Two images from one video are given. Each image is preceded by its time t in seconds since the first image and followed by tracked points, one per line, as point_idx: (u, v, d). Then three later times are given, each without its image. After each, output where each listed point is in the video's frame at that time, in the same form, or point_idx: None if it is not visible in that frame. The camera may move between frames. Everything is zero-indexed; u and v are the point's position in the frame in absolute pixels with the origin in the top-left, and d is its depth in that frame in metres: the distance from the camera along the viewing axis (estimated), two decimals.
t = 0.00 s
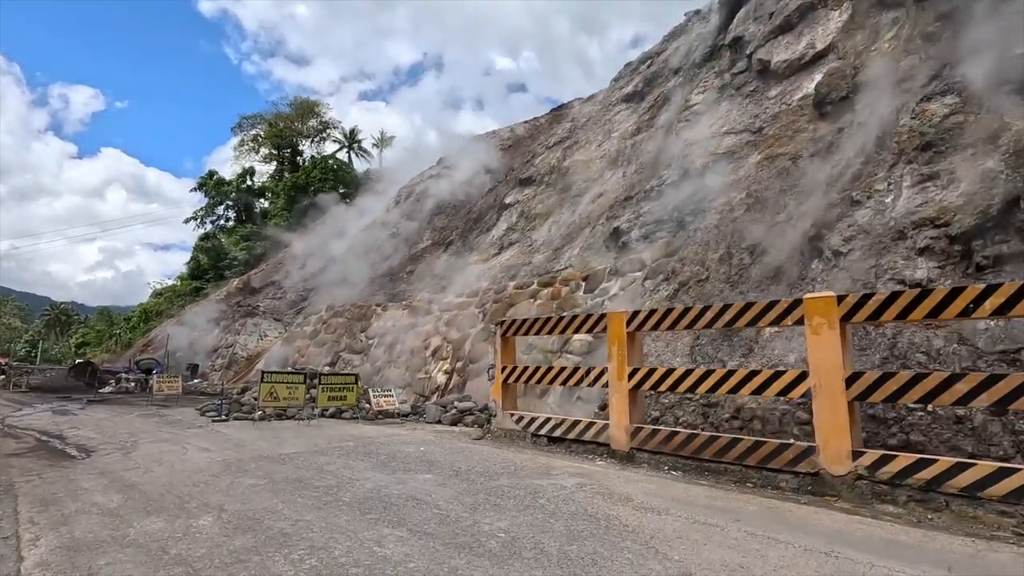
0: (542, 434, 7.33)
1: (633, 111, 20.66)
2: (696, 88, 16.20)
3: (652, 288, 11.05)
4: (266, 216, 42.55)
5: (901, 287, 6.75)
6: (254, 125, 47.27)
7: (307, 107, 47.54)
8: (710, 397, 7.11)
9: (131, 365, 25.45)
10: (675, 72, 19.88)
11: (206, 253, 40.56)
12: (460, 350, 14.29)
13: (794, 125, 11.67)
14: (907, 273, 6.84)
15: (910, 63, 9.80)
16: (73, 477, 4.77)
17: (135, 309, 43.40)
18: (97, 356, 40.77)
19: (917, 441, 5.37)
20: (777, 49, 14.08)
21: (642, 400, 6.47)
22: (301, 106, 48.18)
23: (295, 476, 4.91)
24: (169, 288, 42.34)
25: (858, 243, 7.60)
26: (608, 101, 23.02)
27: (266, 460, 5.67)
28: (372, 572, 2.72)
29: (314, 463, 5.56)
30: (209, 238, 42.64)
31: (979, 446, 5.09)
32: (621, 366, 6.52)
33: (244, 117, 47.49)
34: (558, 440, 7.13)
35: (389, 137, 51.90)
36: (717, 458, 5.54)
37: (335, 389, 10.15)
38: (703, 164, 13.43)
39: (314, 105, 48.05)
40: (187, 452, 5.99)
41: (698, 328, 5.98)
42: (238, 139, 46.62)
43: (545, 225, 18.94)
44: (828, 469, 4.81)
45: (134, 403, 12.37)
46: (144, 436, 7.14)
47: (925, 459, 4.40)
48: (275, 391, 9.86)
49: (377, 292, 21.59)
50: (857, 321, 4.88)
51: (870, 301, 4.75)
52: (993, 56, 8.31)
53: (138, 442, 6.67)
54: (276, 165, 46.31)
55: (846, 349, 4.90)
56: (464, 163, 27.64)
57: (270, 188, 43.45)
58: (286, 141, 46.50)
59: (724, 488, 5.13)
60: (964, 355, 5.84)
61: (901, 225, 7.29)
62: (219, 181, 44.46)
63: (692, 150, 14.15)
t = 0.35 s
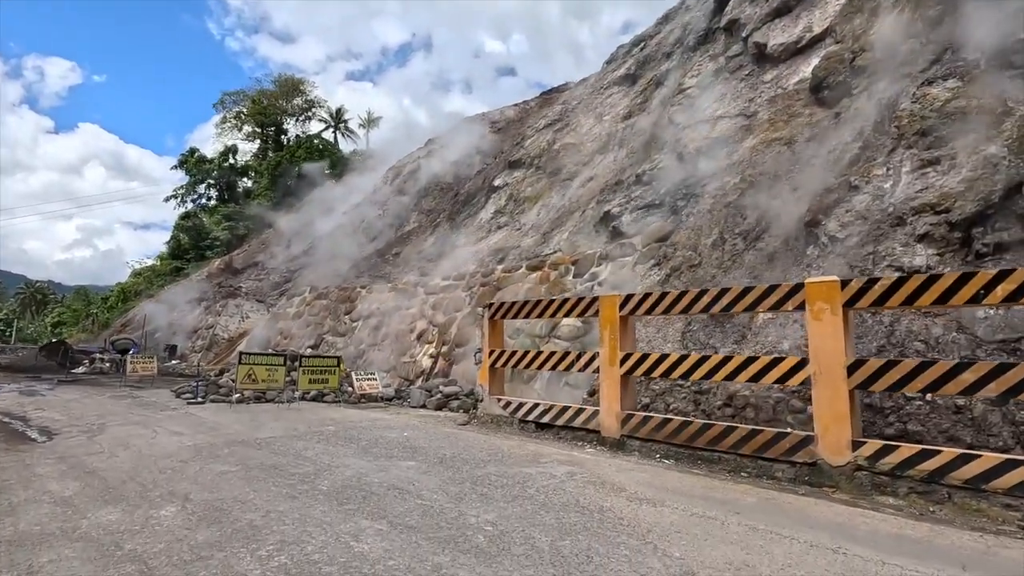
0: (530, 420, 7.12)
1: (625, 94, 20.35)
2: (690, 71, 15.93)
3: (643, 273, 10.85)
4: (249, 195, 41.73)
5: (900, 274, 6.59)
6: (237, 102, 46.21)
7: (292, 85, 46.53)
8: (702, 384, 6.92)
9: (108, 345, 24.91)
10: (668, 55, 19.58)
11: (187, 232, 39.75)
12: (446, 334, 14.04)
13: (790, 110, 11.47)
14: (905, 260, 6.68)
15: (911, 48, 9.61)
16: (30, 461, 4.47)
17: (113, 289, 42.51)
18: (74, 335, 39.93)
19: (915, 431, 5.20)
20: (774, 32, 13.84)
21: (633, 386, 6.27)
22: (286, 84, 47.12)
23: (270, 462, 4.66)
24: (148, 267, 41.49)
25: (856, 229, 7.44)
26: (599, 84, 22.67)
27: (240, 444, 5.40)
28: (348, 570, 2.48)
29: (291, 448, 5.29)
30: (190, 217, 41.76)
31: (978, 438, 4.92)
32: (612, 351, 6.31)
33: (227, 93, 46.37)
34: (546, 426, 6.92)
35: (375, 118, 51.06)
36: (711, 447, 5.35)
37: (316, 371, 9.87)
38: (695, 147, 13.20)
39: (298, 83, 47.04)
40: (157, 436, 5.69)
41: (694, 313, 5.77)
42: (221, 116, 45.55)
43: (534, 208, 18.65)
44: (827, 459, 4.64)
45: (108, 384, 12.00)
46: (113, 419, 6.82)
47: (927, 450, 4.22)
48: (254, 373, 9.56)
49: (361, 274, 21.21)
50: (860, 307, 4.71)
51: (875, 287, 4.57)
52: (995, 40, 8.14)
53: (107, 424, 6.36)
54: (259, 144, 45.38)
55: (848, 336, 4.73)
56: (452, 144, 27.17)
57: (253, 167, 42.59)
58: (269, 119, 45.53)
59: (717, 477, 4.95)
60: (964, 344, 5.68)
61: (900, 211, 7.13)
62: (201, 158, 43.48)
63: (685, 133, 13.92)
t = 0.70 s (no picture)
0: (523, 415, 6.78)
1: (622, 83, 19.98)
2: (689, 59, 15.57)
3: (641, 264, 10.52)
4: (236, 181, 40.94)
5: (913, 266, 6.31)
6: (225, 85, 45.28)
7: (281, 69, 45.64)
8: (704, 379, 6.60)
9: (87, 331, 24.26)
10: (667, 44, 19.21)
11: (171, 217, 38.93)
12: (436, 324, 13.66)
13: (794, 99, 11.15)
14: (918, 251, 6.39)
15: (921, 36, 9.32)
16: None
17: (95, 274, 41.61)
18: (53, 321, 39.02)
19: (932, 431, 4.89)
20: (776, 20, 13.51)
21: (633, 381, 5.94)
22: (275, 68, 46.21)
23: (243, 459, 4.27)
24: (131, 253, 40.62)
25: (866, 220, 7.16)
26: (595, 72, 22.25)
27: (213, 438, 5.01)
28: None
29: (269, 443, 4.91)
30: (175, 202, 40.92)
31: (1000, 440, 4.62)
32: (613, 344, 5.98)
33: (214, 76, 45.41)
34: (540, 421, 6.59)
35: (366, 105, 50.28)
36: (717, 446, 5.03)
37: (299, 360, 9.46)
38: (694, 136, 12.86)
39: (288, 68, 46.15)
40: (122, 428, 5.28)
41: (702, 304, 5.43)
42: (208, 100, 44.61)
43: (527, 197, 18.27)
44: (844, 462, 4.33)
45: (82, 372, 11.50)
46: (79, 408, 6.39)
47: (954, 453, 3.90)
48: (234, 361, 9.13)
49: (350, 262, 20.75)
50: (883, 299, 4.39)
51: (900, 278, 4.26)
52: (1011, 27, 7.87)
53: (71, 415, 5.93)
54: (247, 128, 44.52)
55: (869, 329, 4.42)
56: (444, 132, 26.67)
57: (240, 152, 41.77)
58: (258, 104, 44.65)
59: (725, 479, 4.63)
60: (982, 340, 5.40)
61: (912, 201, 6.85)
62: (187, 142, 42.57)
63: (684, 121, 13.57)
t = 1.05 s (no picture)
0: (523, 426, 6.42)
1: (621, 83, 19.66)
2: (690, 57, 15.26)
3: (643, 267, 10.18)
4: (229, 180, 40.43)
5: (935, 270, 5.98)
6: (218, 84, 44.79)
7: (276, 68, 45.17)
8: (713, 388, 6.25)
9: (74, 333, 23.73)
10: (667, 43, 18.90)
11: (163, 217, 38.37)
12: (432, 328, 13.29)
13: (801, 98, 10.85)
14: (941, 254, 6.06)
15: (934, 32, 9.04)
16: None
17: (84, 274, 40.96)
18: (41, 322, 38.34)
19: (964, 448, 4.55)
20: (780, 18, 13.22)
21: (641, 391, 5.58)
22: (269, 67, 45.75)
23: (219, 479, 3.89)
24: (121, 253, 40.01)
25: (883, 221, 6.84)
26: (593, 72, 21.93)
27: (189, 454, 4.62)
28: None
29: (250, 460, 4.52)
30: (167, 202, 40.37)
31: None
32: (620, 351, 5.62)
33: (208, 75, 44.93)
34: (541, 433, 6.23)
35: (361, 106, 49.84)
36: (734, 463, 4.68)
37: (288, 366, 9.05)
38: (697, 135, 12.53)
39: (283, 67, 45.70)
40: (91, 443, 4.87)
41: (717, 310, 5.08)
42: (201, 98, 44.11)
43: (525, 198, 17.92)
44: (875, 483, 3.98)
45: (63, 376, 11.06)
46: (50, 419, 5.98)
47: (1001, 475, 3.56)
48: (218, 367, 8.74)
49: (343, 263, 20.34)
50: (918, 306, 4.06)
51: (938, 284, 3.93)
52: None
53: (39, 426, 5.53)
54: (241, 128, 44.03)
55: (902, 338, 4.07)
56: (440, 132, 26.30)
57: (233, 152, 41.26)
58: (252, 103, 44.17)
59: (744, 499, 4.28)
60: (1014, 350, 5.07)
61: (933, 201, 6.55)
62: (179, 141, 42.04)
63: (686, 120, 13.25)
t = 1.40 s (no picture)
0: (516, 435, 6.02)
1: (617, 81, 19.31)
2: (688, 54, 14.92)
3: (641, 267, 9.80)
4: (217, 180, 39.79)
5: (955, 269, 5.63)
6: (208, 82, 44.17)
7: (266, 67, 44.56)
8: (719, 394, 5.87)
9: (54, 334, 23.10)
10: (663, 41, 18.57)
11: (149, 216, 37.68)
12: (422, 329, 12.85)
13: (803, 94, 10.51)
14: (960, 252, 5.72)
15: (942, 26, 8.73)
16: None
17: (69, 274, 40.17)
18: (23, 323, 37.51)
19: (996, 460, 4.19)
20: (781, 14, 12.90)
21: (643, 398, 5.19)
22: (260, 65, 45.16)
23: (175, 497, 3.46)
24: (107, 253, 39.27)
25: (896, 218, 6.49)
26: (587, 71, 21.58)
27: (148, 468, 4.17)
28: None
29: (214, 475, 4.07)
30: (154, 201, 39.68)
31: None
32: (620, 354, 5.22)
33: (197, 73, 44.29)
34: (536, 441, 5.83)
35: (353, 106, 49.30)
36: (747, 477, 4.30)
37: (268, 370, 8.59)
38: (695, 132, 12.18)
39: (273, 65, 45.12)
40: (41, 455, 4.41)
41: (726, 310, 4.70)
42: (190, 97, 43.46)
43: (518, 198, 17.53)
44: (906, 500, 3.61)
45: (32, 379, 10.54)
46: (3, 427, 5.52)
47: None
48: (193, 370, 8.27)
49: (331, 263, 19.85)
50: (951, 307, 3.69)
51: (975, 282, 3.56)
52: None
53: None
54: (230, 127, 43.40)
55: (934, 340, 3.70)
56: (432, 131, 25.87)
57: (222, 151, 40.63)
58: (242, 101, 43.56)
59: (759, 518, 3.90)
60: None
61: (949, 197, 6.21)
62: (167, 140, 41.35)
63: (684, 118, 12.90)
